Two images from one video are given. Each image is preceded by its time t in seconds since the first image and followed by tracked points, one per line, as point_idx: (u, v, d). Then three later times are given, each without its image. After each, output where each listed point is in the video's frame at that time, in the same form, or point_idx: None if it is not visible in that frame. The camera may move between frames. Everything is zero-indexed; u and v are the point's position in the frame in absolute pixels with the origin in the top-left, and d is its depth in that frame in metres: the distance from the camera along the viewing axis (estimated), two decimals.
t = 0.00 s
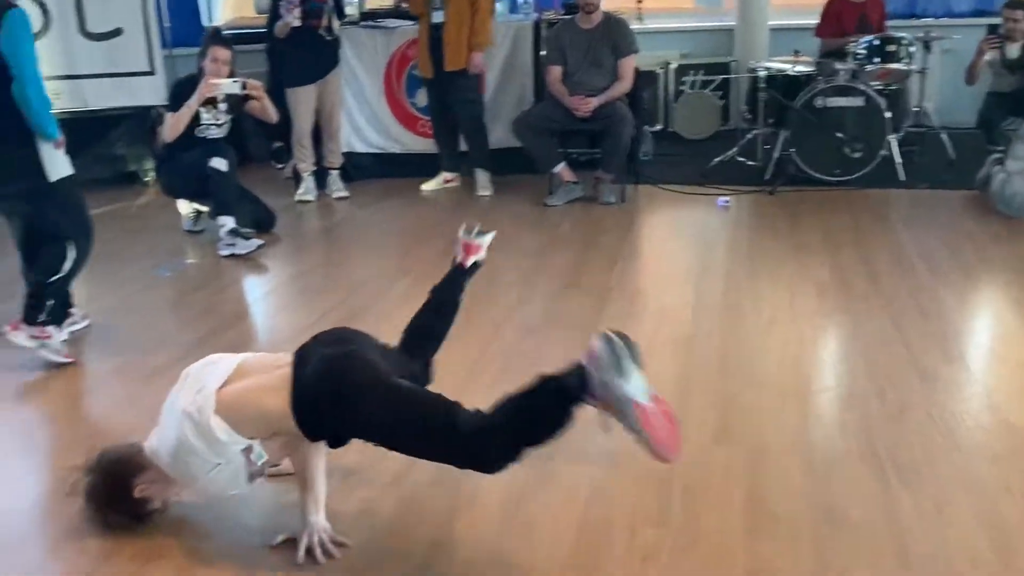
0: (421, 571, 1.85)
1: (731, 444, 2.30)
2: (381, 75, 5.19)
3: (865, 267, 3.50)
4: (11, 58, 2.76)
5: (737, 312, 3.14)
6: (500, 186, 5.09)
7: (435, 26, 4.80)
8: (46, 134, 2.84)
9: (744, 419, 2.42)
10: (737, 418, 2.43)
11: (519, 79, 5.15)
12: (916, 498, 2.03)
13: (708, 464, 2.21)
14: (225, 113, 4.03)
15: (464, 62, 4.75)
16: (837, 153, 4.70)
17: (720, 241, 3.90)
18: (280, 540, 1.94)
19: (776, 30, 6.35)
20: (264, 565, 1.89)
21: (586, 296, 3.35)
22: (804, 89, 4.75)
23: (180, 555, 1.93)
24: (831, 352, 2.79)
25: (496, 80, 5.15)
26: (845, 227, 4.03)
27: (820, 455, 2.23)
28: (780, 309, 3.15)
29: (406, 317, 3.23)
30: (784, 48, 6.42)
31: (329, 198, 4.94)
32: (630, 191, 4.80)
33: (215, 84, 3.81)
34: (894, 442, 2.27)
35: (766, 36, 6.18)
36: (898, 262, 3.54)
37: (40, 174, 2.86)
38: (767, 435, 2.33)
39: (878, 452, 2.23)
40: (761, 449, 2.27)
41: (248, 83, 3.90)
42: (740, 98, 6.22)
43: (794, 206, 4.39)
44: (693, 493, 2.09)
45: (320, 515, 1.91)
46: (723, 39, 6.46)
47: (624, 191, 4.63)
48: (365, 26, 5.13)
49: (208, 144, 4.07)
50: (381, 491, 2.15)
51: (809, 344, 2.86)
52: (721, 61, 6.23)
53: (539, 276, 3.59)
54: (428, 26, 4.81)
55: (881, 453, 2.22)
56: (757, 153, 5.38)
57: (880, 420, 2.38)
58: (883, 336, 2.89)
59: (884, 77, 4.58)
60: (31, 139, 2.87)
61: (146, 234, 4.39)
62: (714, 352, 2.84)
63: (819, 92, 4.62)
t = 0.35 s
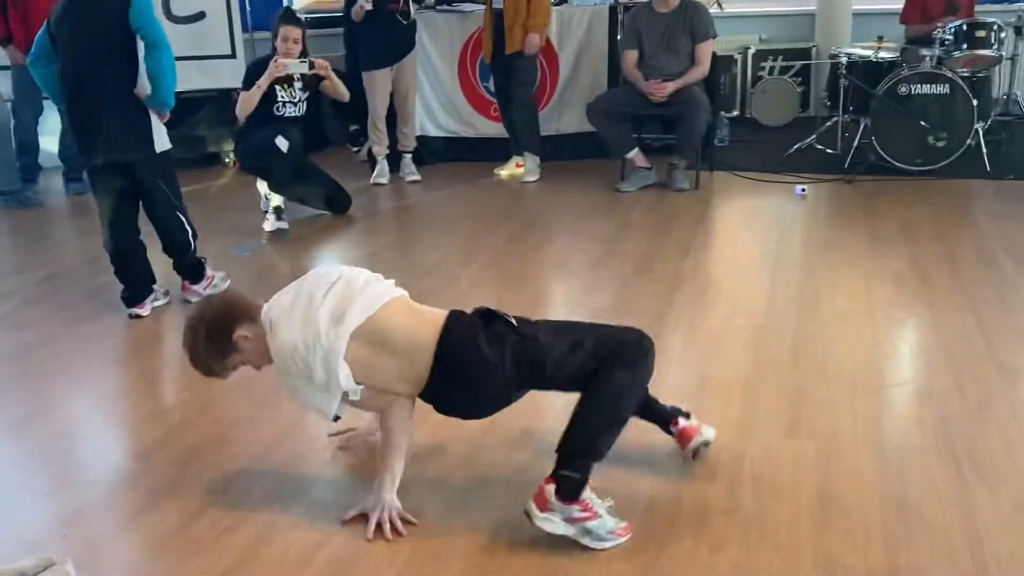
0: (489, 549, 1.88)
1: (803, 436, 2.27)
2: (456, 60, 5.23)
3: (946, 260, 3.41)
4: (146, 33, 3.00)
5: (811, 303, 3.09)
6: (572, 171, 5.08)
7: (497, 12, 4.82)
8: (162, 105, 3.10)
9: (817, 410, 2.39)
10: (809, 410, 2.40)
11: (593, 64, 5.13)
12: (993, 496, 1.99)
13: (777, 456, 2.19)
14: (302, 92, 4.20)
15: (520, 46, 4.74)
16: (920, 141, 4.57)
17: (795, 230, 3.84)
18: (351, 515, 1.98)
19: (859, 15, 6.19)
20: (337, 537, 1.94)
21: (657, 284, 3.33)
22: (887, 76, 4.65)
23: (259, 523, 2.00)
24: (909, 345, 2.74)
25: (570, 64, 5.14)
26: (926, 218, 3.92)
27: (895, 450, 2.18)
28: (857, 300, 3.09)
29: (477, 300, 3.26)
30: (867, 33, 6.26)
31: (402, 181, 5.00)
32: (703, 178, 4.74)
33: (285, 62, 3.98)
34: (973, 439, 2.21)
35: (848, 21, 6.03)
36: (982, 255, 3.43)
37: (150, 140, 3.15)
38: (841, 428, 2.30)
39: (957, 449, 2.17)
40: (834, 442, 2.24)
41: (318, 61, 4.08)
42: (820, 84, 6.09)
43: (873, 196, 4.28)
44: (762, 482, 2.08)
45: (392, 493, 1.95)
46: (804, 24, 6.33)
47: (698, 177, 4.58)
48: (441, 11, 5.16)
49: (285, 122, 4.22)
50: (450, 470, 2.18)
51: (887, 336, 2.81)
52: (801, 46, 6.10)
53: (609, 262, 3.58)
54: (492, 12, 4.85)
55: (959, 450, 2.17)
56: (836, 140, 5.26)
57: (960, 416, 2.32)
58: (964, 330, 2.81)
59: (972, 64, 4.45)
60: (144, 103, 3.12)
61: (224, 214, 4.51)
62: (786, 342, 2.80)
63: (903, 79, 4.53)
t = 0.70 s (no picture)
0: (481, 562, 1.88)
1: (793, 447, 2.28)
2: (445, 73, 5.25)
3: (935, 271, 3.43)
4: (178, 57, 3.21)
5: (801, 314, 3.10)
6: (562, 183, 5.10)
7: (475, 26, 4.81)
8: (180, 119, 3.32)
9: (807, 421, 2.40)
10: (799, 422, 2.40)
11: (583, 77, 5.16)
12: (981, 507, 1.99)
13: (767, 468, 2.19)
14: (282, 105, 4.18)
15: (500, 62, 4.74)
16: (908, 153, 4.60)
17: (784, 242, 3.86)
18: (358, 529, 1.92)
19: (846, 27, 6.24)
20: (328, 554, 1.93)
21: (647, 295, 3.34)
22: (874, 88, 4.68)
23: (251, 537, 1.99)
24: (898, 356, 2.75)
25: (560, 79, 5.16)
26: (915, 229, 3.94)
27: (885, 462, 2.19)
28: (846, 311, 3.10)
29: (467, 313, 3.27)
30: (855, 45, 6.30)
31: (393, 194, 5.01)
32: (693, 190, 4.76)
33: (266, 79, 3.96)
34: (962, 450, 2.22)
35: (836, 33, 6.07)
36: (971, 265, 3.45)
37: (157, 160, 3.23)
38: (831, 440, 2.30)
39: (947, 460, 2.18)
40: (824, 453, 2.24)
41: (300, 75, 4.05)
42: (808, 96, 6.13)
43: (862, 207, 4.31)
44: (753, 493, 2.09)
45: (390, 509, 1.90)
46: (791, 36, 6.37)
47: (687, 189, 4.60)
48: (431, 25, 5.18)
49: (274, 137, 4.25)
50: (441, 484, 2.18)
51: (876, 347, 2.82)
52: (789, 59, 6.16)
53: (600, 275, 3.59)
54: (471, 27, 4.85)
55: (949, 461, 2.18)
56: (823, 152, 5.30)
57: (949, 427, 2.33)
58: (952, 340, 2.83)
59: (957, 75, 4.48)
60: (163, 113, 3.34)
61: (215, 228, 4.50)
62: (776, 354, 2.81)
63: (890, 91, 4.55)
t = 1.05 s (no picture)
0: None
1: (751, 470, 2.29)
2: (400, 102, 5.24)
3: (885, 293, 3.49)
4: (132, 89, 3.18)
5: (756, 337, 3.13)
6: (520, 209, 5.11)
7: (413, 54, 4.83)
8: (136, 150, 3.29)
9: (764, 443, 2.42)
10: (757, 444, 2.41)
11: (538, 104, 5.19)
12: (936, 526, 2.01)
13: (725, 492, 2.19)
14: (218, 137, 4.04)
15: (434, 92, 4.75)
16: (857, 178, 4.70)
17: (739, 266, 3.90)
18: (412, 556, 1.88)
19: (795, 55, 6.37)
20: None
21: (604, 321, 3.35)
22: (822, 114, 4.76)
23: (204, 572, 1.94)
24: (851, 377, 2.79)
25: (516, 107, 5.19)
26: (866, 252, 4.01)
27: (841, 483, 2.20)
28: (800, 334, 3.14)
29: (424, 341, 3.25)
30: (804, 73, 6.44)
31: (349, 222, 4.98)
32: (648, 215, 4.81)
33: (209, 109, 3.76)
34: (915, 470, 2.24)
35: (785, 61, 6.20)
36: (920, 287, 3.52)
37: (121, 181, 3.27)
38: (788, 462, 2.32)
39: (901, 480, 2.20)
40: (780, 475, 2.25)
41: (242, 108, 3.91)
42: (759, 122, 6.25)
43: (814, 231, 4.37)
44: (712, 517, 2.09)
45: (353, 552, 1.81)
46: (742, 64, 6.49)
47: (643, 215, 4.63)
48: (385, 53, 5.17)
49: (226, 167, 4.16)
50: (400, 515, 2.14)
51: (831, 369, 2.85)
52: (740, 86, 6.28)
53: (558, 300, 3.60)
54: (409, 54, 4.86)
55: (904, 481, 2.20)
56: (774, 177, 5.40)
57: (903, 447, 2.36)
58: (904, 361, 2.88)
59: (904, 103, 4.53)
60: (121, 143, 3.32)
61: (167, 258, 4.43)
62: (732, 377, 2.83)
63: (838, 117, 4.63)
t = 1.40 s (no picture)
0: None
1: (727, 485, 2.29)
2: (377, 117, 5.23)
3: (859, 308, 3.51)
4: (66, 101, 3.21)
5: (732, 352, 3.14)
6: (496, 225, 5.11)
7: (387, 70, 4.80)
8: (80, 165, 3.33)
9: (739, 458, 2.42)
10: (732, 460, 2.41)
11: (515, 120, 5.21)
12: (911, 542, 2.01)
13: (703, 508, 2.18)
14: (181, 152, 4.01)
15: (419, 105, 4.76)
16: (830, 194, 4.74)
17: (714, 281, 3.91)
18: None
19: (769, 73, 6.43)
20: None
21: (579, 336, 3.34)
22: (796, 131, 4.81)
23: None
24: (826, 392, 2.80)
25: (493, 122, 5.20)
26: (839, 267, 4.04)
27: (816, 499, 2.21)
28: (775, 349, 3.15)
29: (399, 358, 3.23)
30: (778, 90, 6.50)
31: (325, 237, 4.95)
32: (625, 231, 4.82)
33: (174, 125, 3.69)
34: (889, 485, 2.25)
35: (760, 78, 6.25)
36: (893, 303, 3.55)
37: (54, 190, 3.28)
38: (764, 477, 2.32)
39: (875, 495, 2.21)
40: (755, 491, 2.25)
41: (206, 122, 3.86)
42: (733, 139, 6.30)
43: (789, 247, 4.40)
44: (688, 533, 2.08)
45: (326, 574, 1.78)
46: (717, 81, 6.54)
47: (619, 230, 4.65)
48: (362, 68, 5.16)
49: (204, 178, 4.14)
50: (374, 534, 2.12)
51: (805, 384, 2.86)
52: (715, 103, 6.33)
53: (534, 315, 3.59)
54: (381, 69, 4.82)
55: (878, 496, 2.20)
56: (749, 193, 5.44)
57: (878, 462, 2.37)
58: (877, 376, 2.89)
59: (875, 120, 4.58)
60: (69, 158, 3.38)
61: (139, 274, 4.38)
62: (708, 392, 2.83)
63: (812, 133, 4.69)
